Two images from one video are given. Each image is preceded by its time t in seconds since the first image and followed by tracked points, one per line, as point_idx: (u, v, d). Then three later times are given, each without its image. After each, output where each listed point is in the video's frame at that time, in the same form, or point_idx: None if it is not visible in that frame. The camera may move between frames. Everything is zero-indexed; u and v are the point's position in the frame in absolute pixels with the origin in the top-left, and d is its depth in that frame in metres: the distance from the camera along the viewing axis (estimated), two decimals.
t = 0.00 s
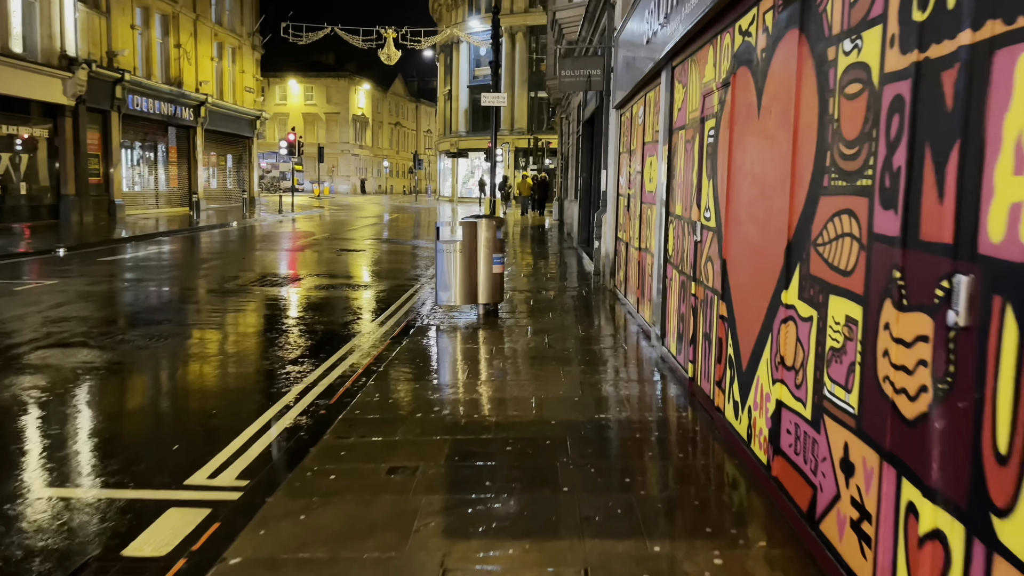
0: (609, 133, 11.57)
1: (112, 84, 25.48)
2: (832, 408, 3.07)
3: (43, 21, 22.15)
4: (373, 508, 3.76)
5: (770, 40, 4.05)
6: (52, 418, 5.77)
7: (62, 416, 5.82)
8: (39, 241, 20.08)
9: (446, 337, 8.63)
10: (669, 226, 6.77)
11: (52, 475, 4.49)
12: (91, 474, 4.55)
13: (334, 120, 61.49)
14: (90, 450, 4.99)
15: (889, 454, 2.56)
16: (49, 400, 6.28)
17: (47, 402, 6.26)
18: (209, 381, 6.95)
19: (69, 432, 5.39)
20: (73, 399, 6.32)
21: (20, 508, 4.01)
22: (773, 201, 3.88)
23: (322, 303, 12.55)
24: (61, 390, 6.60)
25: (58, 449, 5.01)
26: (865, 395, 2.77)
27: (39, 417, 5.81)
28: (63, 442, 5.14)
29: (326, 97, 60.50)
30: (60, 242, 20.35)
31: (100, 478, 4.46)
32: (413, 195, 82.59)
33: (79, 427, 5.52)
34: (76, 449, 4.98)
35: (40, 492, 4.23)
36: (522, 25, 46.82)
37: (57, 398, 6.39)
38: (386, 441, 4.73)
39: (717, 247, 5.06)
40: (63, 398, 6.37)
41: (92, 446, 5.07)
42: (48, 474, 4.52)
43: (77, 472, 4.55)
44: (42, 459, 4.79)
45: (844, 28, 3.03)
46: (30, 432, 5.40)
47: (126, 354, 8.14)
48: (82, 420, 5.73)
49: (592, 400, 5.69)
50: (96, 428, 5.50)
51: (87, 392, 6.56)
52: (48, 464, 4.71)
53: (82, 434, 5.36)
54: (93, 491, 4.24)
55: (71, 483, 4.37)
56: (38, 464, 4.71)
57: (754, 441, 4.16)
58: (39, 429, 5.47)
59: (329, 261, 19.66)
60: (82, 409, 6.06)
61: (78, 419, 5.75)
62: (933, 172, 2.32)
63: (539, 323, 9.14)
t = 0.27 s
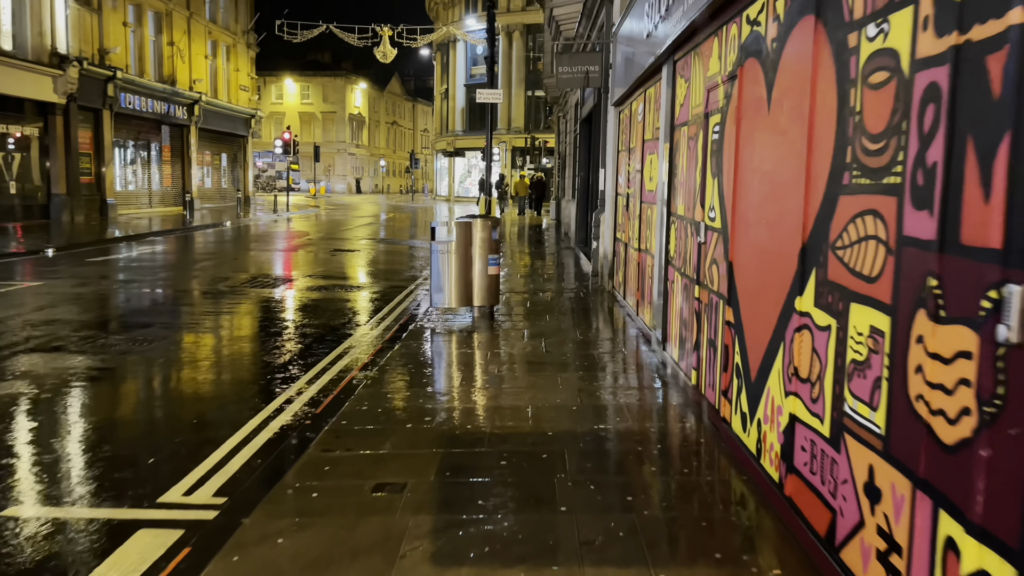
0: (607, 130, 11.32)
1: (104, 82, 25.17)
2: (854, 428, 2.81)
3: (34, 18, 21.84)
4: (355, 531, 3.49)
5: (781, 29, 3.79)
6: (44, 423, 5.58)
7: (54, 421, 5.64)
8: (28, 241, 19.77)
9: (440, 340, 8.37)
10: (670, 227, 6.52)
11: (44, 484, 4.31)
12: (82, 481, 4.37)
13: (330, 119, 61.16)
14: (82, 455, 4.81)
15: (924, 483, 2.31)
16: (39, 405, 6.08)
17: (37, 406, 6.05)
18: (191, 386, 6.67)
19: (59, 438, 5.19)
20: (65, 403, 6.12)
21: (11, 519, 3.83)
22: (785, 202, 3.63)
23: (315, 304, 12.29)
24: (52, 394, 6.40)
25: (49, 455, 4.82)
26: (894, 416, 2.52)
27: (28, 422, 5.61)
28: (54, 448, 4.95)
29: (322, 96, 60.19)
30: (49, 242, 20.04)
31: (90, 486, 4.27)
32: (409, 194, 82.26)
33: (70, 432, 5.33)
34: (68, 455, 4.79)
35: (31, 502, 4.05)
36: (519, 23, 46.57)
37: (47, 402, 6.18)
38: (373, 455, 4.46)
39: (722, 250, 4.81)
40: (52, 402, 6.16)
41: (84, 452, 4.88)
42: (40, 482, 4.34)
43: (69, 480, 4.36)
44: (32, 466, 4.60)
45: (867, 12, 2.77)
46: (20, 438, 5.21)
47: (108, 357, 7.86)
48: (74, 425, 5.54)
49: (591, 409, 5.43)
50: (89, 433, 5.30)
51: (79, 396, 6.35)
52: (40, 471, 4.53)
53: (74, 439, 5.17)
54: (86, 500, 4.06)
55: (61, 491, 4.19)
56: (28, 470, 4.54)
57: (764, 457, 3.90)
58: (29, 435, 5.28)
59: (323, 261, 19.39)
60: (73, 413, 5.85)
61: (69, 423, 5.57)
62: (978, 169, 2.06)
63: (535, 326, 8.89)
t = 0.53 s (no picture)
0: (607, 128, 11.04)
1: (95, 80, 24.84)
2: (889, 454, 2.53)
3: (24, 15, 21.51)
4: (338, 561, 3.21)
5: (800, 16, 3.51)
6: (33, 429, 5.37)
7: (43, 427, 5.42)
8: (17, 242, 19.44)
9: (435, 344, 8.09)
10: (674, 228, 6.24)
11: (35, 496, 4.11)
12: (75, 493, 4.17)
13: (327, 118, 60.81)
14: (75, 465, 4.60)
15: (977, 523, 2.04)
16: (29, 410, 5.86)
17: (27, 412, 5.84)
18: (171, 394, 6.37)
19: (50, 446, 4.98)
20: (54, 408, 5.90)
21: None
22: (804, 203, 3.35)
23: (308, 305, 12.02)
24: (41, 399, 6.18)
25: (39, 464, 4.61)
26: (937, 445, 2.24)
27: (19, 428, 5.40)
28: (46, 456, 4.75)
29: (318, 95, 59.88)
30: (39, 242, 19.72)
31: (81, 498, 4.07)
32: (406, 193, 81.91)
33: (63, 440, 5.11)
34: (60, 465, 4.58)
35: (20, 517, 3.84)
36: (516, 22, 46.30)
37: (38, 407, 5.96)
38: (360, 473, 4.18)
39: (731, 254, 4.53)
40: (43, 407, 5.94)
41: (76, 461, 4.67)
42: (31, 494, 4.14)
43: (61, 492, 4.16)
44: (22, 477, 4.39)
45: None
46: (10, 445, 5.00)
47: (86, 362, 7.55)
48: (65, 431, 5.33)
49: (593, 420, 5.15)
50: (81, 441, 5.09)
51: (70, 401, 6.12)
52: (29, 482, 4.32)
53: (66, 447, 4.96)
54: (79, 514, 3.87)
55: (50, 504, 3.99)
56: (19, 481, 4.33)
57: (780, 478, 3.63)
58: (20, 442, 5.07)
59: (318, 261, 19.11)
60: (65, 419, 5.63)
61: (62, 429, 5.36)
62: None
63: (534, 330, 8.62)
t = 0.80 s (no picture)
0: (604, 125, 10.78)
1: (86, 77, 24.52)
2: (922, 484, 2.28)
3: (13, 12, 21.19)
4: None
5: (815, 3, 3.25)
6: (24, 434, 5.18)
7: (34, 432, 5.22)
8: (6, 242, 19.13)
9: (428, 348, 7.84)
10: (676, 229, 5.99)
11: (27, 508, 3.92)
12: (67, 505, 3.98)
13: (322, 116, 60.49)
14: (67, 473, 4.41)
15: None
16: (20, 415, 5.65)
17: (18, 416, 5.63)
18: (152, 401, 6.09)
19: (41, 452, 4.79)
20: (45, 413, 5.69)
21: None
22: (819, 205, 3.11)
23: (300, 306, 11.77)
24: (29, 404, 5.95)
25: (30, 473, 4.41)
26: (981, 478, 1.99)
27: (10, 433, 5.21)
28: (38, 463, 4.56)
29: (314, 93, 59.56)
30: (28, 242, 19.41)
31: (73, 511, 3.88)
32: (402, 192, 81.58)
33: (55, 445, 4.92)
34: (52, 474, 4.39)
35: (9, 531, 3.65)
36: (512, 19, 46.09)
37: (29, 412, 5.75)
38: (344, 492, 3.92)
39: (738, 257, 4.28)
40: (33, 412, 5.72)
41: (69, 469, 4.47)
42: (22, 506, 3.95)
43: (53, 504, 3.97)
44: (13, 487, 4.20)
45: None
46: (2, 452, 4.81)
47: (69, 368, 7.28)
48: (51, 438, 5.10)
49: (592, 432, 4.90)
50: (73, 447, 4.89)
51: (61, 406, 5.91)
52: (11, 494, 4.09)
53: (59, 453, 4.77)
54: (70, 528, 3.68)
55: (35, 519, 3.77)
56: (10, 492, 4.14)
57: (793, 499, 3.38)
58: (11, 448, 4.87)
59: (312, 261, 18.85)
60: (57, 424, 5.43)
61: (54, 434, 5.17)
62: None
63: (530, 333, 8.37)
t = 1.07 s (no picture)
0: (602, 120, 10.53)
1: (77, 74, 24.18)
2: (961, 515, 2.02)
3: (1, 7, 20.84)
4: None
5: None
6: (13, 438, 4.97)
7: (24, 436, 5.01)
8: None
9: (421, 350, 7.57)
10: (676, 228, 5.73)
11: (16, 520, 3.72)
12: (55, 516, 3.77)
13: (318, 114, 60.15)
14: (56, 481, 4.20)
15: None
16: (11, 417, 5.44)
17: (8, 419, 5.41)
18: (131, 406, 5.82)
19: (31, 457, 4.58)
20: (35, 416, 5.48)
21: None
22: (836, 202, 2.84)
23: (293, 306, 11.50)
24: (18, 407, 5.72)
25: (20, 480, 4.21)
26: None
27: None
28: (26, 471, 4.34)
29: (310, 91, 59.22)
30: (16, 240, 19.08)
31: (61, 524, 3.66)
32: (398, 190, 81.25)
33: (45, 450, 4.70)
34: (41, 482, 4.18)
35: None
36: (509, 17, 45.87)
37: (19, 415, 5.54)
38: (324, 511, 3.65)
39: (744, 256, 4.01)
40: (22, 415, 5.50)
41: (58, 476, 4.26)
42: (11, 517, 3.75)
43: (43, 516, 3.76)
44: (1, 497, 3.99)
45: None
46: None
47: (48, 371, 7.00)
48: (41, 442, 4.89)
49: (590, 441, 4.63)
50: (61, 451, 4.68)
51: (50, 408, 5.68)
52: None
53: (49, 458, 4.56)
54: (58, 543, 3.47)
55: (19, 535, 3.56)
56: None
57: (805, 520, 3.12)
58: None
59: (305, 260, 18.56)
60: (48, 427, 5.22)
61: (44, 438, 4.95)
62: None
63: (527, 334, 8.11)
